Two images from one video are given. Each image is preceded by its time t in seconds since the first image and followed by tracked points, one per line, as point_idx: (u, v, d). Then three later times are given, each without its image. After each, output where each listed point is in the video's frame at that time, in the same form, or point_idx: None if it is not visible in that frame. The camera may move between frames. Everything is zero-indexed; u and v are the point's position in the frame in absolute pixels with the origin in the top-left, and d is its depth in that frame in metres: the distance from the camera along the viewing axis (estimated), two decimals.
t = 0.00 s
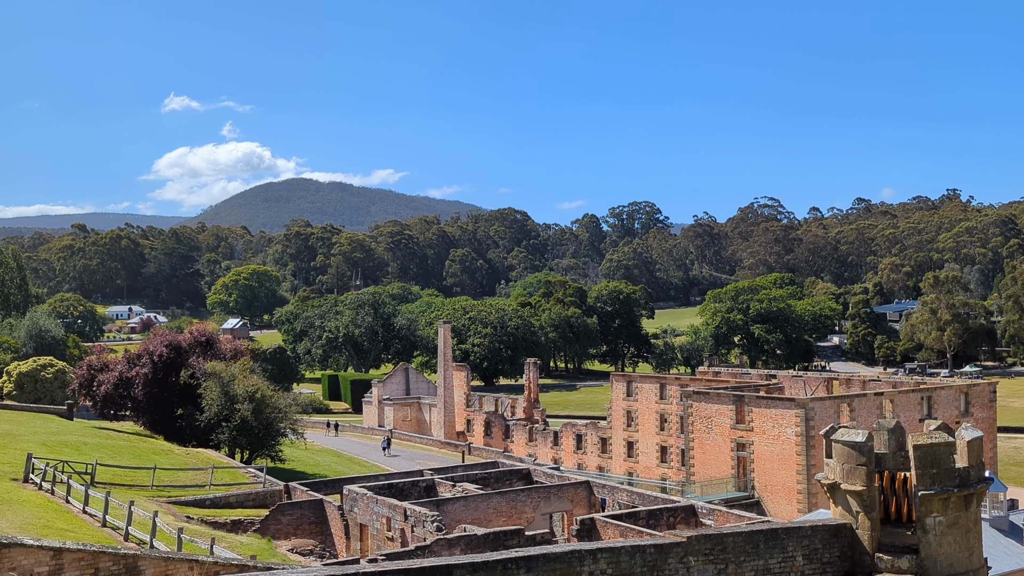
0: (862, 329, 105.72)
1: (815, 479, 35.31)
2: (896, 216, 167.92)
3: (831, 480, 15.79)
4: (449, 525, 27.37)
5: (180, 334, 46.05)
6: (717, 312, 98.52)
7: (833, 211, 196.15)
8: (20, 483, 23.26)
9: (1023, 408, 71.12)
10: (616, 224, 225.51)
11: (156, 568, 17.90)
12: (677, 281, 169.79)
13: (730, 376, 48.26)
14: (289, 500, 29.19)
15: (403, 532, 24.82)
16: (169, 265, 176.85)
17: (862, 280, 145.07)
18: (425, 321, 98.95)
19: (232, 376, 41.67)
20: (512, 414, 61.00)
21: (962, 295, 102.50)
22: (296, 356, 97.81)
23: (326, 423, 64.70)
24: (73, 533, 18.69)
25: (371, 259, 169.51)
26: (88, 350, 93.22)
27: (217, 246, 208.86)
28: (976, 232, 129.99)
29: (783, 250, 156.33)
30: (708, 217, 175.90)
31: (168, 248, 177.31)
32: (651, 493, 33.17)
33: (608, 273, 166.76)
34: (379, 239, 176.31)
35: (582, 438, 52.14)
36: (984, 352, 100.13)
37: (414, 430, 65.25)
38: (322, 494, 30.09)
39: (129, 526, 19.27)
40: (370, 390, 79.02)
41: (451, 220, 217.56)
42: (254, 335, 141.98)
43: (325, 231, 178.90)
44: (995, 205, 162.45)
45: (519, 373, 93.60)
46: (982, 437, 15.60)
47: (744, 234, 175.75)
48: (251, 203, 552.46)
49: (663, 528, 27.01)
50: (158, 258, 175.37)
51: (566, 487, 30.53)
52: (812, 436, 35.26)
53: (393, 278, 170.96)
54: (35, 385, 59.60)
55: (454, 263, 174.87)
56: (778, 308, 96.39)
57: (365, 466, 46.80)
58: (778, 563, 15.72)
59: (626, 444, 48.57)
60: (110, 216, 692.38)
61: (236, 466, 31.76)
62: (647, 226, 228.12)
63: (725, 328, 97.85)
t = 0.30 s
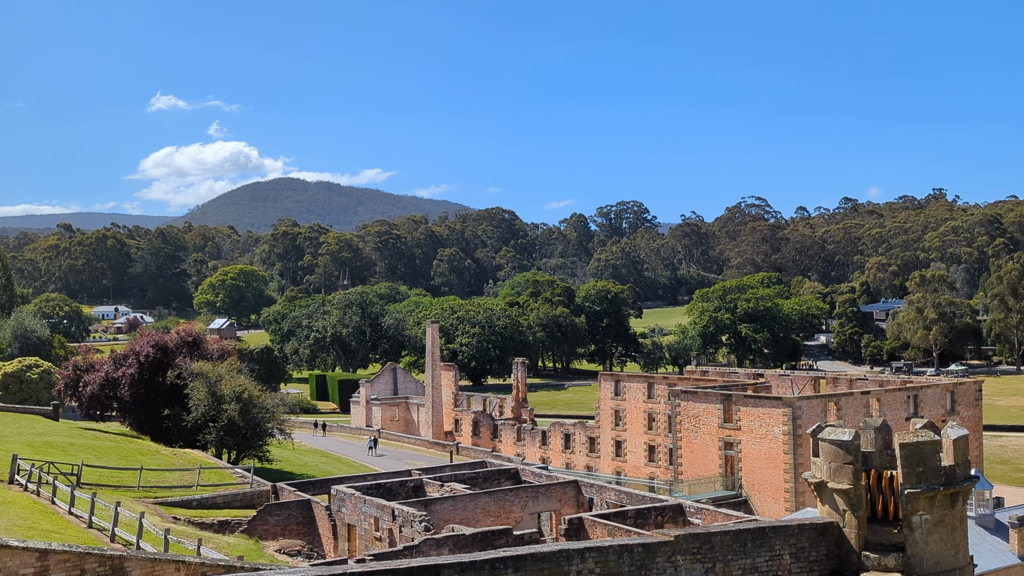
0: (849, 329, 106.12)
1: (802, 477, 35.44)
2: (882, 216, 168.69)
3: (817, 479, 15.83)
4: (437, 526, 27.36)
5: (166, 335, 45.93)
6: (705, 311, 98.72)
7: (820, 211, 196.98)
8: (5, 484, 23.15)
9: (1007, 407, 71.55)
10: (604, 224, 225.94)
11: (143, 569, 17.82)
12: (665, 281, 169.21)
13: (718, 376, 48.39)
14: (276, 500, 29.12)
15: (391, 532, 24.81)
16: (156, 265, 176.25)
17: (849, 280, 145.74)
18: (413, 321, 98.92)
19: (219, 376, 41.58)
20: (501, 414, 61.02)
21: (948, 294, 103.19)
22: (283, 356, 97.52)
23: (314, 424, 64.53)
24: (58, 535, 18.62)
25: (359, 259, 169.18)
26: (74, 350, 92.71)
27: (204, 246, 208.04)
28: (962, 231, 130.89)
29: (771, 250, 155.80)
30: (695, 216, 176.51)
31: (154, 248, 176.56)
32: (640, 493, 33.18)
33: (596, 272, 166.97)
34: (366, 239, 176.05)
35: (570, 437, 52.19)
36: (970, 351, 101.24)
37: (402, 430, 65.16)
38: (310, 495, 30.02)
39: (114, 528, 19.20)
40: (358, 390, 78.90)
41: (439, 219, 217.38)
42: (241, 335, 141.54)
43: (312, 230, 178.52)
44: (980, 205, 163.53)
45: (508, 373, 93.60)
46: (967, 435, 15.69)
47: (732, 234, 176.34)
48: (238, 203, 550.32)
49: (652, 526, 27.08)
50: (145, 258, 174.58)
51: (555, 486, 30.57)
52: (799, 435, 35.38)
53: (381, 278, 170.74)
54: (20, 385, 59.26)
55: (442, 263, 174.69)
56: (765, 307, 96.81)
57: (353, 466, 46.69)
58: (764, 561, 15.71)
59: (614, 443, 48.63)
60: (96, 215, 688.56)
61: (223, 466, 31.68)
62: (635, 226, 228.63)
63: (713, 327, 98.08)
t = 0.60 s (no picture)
0: (832, 328, 106.52)
1: (786, 476, 35.62)
2: (865, 216, 169.68)
3: (801, 478, 15.88)
4: (422, 526, 27.35)
5: (149, 335, 45.72)
6: (689, 311, 98.99)
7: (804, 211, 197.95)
8: None
9: (988, 406, 72.06)
10: (589, 224, 226.34)
11: (125, 570, 17.73)
12: (649, 281, 169.69)
13: (702, 375, 48.53)
14: (260, 501, 29.05)
15: (376, 532, 24.79)
16: (138, 265, 175.36)
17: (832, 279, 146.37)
18: (397, 321, 98.88)
19: (203, 377, 41.39)
20: (486, 413, 61.03)
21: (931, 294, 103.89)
22: (267, 356, 97.15)
23: (298, 424, 64.32)
24: (40, 536, 18.50)
25: (343, 259, 168.83)
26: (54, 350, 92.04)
27: (187, 246, 206.99)
28: (944, 231, 131.83)
29: (754, 249, 157.13)
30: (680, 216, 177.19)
31: (137, 248, 175.58)
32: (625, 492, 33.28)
33: (581, 272, 167.07)
34: (350, 238, 175.68)
35: (555, 437, 52.25)
36: (952, 350, 102.19)
37: (386, 430, 65.05)
38: (294, 495, 29.95)
39: (96, 529, 19.09)
40: (342, 390, 78.73)
41: (424, 219, 217.13)
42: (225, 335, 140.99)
43: (296, 230, 178.01)
44: (962, 205, 164.73)
45: (492, 373, 93.56)
46: (949, 434, 15.79)
47: (716, 234, 177.07)
48: (223, 202, 547.85)
49: (636, 526, 27.16)
50: (127, 257, 173.57)
51: (540, 486, 30.62)
52: (782, 433, 35.54)
53: (365, 277, 170.40)
54: (1, 386, 58.82)
55: (426, 263, 174.58)
56: (748, 307, 97.40)
57: (337, 467, 46.56)
58: (749, 560, 15.69)
59: (599, 443, 48.70)
60: (80, 215, 684.08)
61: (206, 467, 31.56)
62: (620, 225, 229.16)
63: (697, 326, 98.35)
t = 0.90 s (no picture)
0: (815, 328, 106.95)
1: (770, 475, 35.76)
2: (848, 216, 170.69)
3: (784, 477, 15.91)
4: (406, 526, 27.30)
5: (132, 336, 45.54)
6: (673, 311, 99.31)
7: (788, 212, 199.02)
8: None
9: (969, 405, 72.60)
10: (574, 224, 226.72)
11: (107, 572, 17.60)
12: (634, 281, 170.20)
13: (686, 375, 48.66)
14: (243, 502, 28.97)
15: (360, 534, 24.75)
16: (120, 265, 174.29)
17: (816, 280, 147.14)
18: (382, 321, 98.83)
19: (185, 378, 41.23)
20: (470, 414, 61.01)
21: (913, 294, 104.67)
22: (251, 357, 96.77)
23: (281, 425, 64.10)
24: (21, 539, 18.37)
25: (327, 260, 168.44)
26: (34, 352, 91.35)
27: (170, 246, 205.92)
28: (926, 231, 132.84)
29: (737, 250, 157.54)
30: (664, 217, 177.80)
31: (119, 248, 174.48)
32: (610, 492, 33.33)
33: (566, 272, 167.11)
34: (334, 238, 175.30)
35: (540, 437, 52.27)
36: (934, 350, 103.13)
37: (371, 431, 64.93)
38: (277, 496, 29.85)
39: (78, 531, 18.97)
40: (326, 391, 78.57)
41: (409, 220, 216.94)
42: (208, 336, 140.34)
43: (279, 231, 177.41)
44: (944, 206, 166.05)
45: (477, 373, 93.57)
46: (931, 433, 15.87)
47: (700, 234, 177.75)
48: (208, 203, 545.18)
49: (621, 526, 27.21)
50: (109, 258, 172.41)
51: (524, 486, 30.65)
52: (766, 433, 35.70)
53: (349, 278, 170.05)
54: None
55: (411, 263, 174.48)
56: (732, 307, 97.70)
57: (321, 468, 46.42)
58: (732, 559, 15.66)
59: (583, 443, 48.76)
60: (63, 215, 679.37)
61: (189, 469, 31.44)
62: (604, 226, 229.78)
63: (682, 327, 98.68)
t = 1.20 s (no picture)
0: (801, 329, 107.32)
1: (756, 476, 35.88)
2: (834, 217, 171.65)
3: (770, 478, 15.92)
4: (392, 528, 27.27)
5: (116, 338, 45.37)
6: (660, 312, 99.63)
7: (774, 213, 199.91)
8: None
9: (952, 406, 73.13)
10: (560, 226, 227.07)
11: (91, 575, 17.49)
12: (620, 282, 170.60)
13: (672, 377, 48.81)
14: (228, 505, 28.91)
15: (346, 535, 24.72)
16: (105, 267, 173.44)
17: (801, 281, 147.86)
18: (368, 323, 98.82)
19: (170, 380, 41.09)
20: (456, 416, 60.99)
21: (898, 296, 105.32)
22: (236, 359, 96.43)
23: (267, 427, 63.90)
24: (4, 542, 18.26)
25: (312, 261, 168.19)
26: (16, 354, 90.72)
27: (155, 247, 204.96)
28: (911, 233, 133.76)
29: (723, 251, 157.93)
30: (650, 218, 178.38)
31: (103, 250, 173.64)
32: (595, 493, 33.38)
33: (552, 274, 167.16)
34: (321, 240, 174.99)
35: (526, 439, 52.32)
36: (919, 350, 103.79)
37: (356, 433, 64.82)
38: (263, 498, 29.78)
39: (62, 534, 18.87)
40: (311, 393, 78.43)
41: (396, 221, 216.95)
42: (193, 338, 139.92)
43: (265, 232, 176.91)
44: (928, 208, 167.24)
45: (464, 374, 93.58)
46: (915, 434, 15.94)
47: (687, 235, 178.42)
48: (194, 203, 542.79)
49: (606, 527, 27.24)
50: (94, 259, 171.55)
51: (511, 488, 30.66)
52: (752, 435, 35.81)
53: (335, 280, 169.87)
54: None
55: (397, 265, 174.48)
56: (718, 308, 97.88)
57: (307, 470, 46.29)
58: (718, 561, 15.63)
59: (570, 445, 48.82)
60: (47, 216, 674.79)
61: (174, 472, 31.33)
62: (591, 227, 230.29)
63: (667, 328, 99.04)
